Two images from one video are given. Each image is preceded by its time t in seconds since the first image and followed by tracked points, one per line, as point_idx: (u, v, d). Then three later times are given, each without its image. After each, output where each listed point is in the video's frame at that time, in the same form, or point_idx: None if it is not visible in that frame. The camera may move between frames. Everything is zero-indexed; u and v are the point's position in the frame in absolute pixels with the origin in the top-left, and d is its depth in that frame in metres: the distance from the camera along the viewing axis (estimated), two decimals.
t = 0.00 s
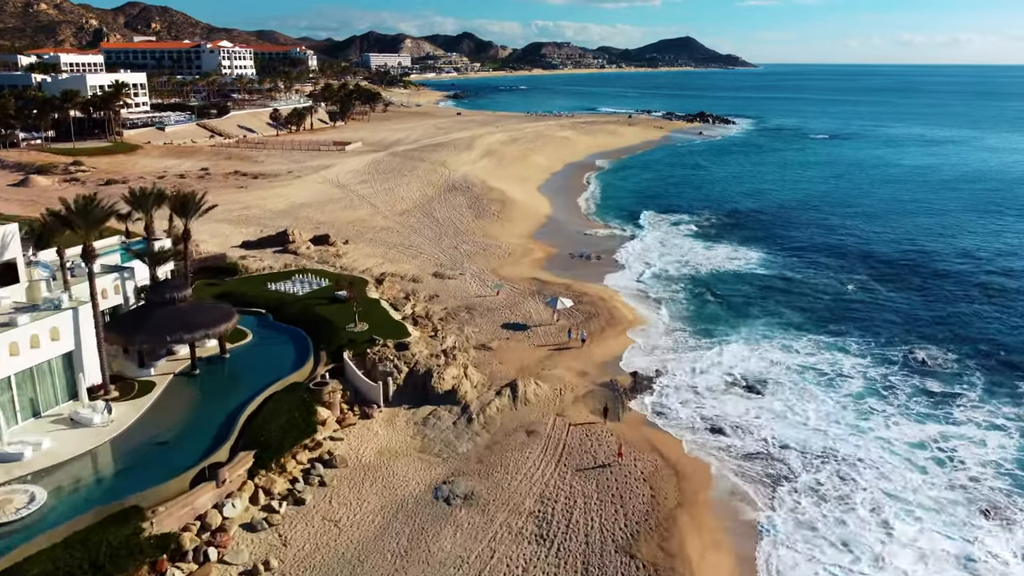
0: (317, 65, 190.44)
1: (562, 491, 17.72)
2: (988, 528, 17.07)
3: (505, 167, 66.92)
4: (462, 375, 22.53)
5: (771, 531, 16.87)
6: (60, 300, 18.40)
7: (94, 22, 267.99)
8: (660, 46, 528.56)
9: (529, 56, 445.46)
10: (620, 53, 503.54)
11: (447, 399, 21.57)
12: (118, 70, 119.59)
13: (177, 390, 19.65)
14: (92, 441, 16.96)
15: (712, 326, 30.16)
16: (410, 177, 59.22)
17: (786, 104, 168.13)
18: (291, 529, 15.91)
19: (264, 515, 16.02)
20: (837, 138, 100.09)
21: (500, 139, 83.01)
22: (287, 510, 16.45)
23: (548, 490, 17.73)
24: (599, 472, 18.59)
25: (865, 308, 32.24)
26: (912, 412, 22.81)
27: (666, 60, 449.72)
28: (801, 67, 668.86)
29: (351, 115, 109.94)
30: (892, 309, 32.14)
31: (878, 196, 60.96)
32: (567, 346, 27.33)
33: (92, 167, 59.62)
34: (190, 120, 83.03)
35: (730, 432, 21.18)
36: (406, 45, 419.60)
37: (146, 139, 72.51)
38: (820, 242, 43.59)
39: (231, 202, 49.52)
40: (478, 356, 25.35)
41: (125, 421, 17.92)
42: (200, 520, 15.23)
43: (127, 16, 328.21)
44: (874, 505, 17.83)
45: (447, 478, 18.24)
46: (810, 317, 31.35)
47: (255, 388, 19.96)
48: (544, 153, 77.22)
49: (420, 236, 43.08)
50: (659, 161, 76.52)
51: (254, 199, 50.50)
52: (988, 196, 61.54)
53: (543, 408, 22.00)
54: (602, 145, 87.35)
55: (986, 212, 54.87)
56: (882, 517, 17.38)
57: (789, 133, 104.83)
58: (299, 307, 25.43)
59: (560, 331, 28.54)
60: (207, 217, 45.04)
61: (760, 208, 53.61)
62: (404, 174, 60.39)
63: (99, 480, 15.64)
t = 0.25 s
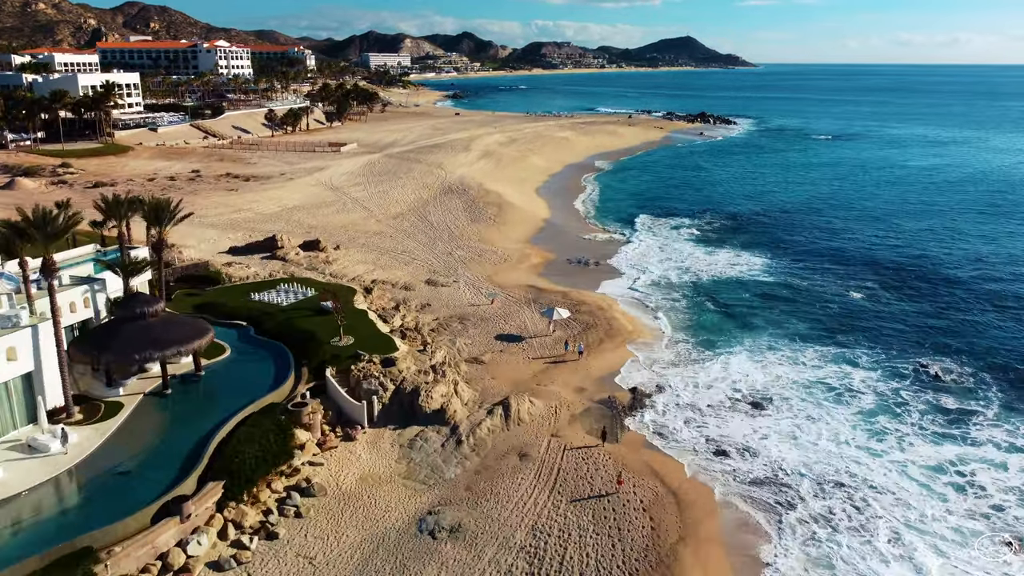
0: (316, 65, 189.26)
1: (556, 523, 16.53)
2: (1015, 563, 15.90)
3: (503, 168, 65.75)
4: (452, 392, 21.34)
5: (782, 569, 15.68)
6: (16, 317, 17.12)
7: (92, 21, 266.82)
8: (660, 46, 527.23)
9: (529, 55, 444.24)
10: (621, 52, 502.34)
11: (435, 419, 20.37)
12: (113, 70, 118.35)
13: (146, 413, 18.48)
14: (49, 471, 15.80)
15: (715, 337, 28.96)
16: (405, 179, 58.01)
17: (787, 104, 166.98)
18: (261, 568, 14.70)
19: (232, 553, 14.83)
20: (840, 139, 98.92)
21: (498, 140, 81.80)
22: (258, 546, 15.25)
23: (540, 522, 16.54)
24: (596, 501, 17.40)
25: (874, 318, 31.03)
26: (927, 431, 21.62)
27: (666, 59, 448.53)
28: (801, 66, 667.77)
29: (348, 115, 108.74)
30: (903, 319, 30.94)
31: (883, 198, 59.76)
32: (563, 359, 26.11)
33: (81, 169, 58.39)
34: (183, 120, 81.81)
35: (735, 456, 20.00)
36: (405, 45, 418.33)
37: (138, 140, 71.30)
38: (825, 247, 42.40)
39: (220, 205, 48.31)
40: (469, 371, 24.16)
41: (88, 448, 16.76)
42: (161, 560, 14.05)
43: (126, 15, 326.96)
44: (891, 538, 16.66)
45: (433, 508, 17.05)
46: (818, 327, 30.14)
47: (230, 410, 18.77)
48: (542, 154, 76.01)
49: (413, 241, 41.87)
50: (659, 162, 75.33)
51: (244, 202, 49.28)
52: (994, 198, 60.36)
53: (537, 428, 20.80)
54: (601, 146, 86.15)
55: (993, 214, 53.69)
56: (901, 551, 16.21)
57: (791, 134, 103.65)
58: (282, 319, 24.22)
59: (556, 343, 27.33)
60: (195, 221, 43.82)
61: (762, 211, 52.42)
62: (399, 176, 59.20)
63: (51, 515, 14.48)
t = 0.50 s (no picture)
0: (314, 66, 188.07)
1: (548, 559, 15.34)
2: None
3: (501, 170, 64.49)
4: (439, 413, 20.12)
5: None
6: None
7: (91, 21, 265.61)
8: (661, 46, 525.94)
9: (529, 55, 442.85)
10: (621, 52, 501.06)
11: (421, 442, 19.15)
12: (108, 70, 117.11)
13: (112, 437, 17.35)
14: None
15: (718, 349, 27.74)
16: (401, 181, 56.78)
17: (788, 105, 165.72)
18: None
19: None
20: (843, 139, 97.70)
21: (496, 141, 80.57)
22: None
23: (530, 559, 15.34)
24: (592, 535, 16.19)
25: (884, 329, 29.80)
26: (945, 453, 20.38)
27: (667, 59, 447.27)
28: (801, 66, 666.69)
29: (345, 115, 107.50)
30: (914, 330, 29.71)
31: (888, 201, 58.54)
32: (558, 373, 24.90)
33: (69, 171, 57.16)
34: (177, 121, 80.60)
35: (740, 481, 18.80)
36: (406, 45, 417.12)
37: (129, 142, 70.07)
38: (831, 252, 41.16)
39: (209, 208, 47.10)
40: (459, 388, 22.93)
41: (45, 478, 15.61)
42: None
43: (125, 15, 325.77)
44: None
45: (415, 542, 15.84)
46: (826, 339, 28.91)
47: (201, 434, 17.60)
48: (541, 155, 74.77)
49: (406, 246, 40.66)
50: (659, 164, 74.12)
51: (234, 205, 48.05)
52: (1001, 200, 59.12)
53: (530, 451, 19.60)
54: (601, 147, 84.94)
55: (1002, 217, 52.45)
56: None
57: (793, 135, 102.44)
58: (262, 333, 23.01)
59: (552, 356, 26.11)
60: (182, 226, 42.59)
61: (765, 214, 51.19)
62: (395, 179, 57.98)
63: None
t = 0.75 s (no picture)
0: (312, 65, 186.86)
1: None
2: None
3: (498, 172, 63.30)
4: (425, 435, 18.90)
5: None
6: None
7: (90, 20, 264.43)
8: (662, 45, 524.68)
9: (529, 55, 441.64)
10: (622, 52, 499.79)
11: (405, 468, 17.93)
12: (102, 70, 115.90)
13: (71, 466, 16.16)
14: None
15: (720, 361, 26.55)
16: (395, 183, 55.53)
17: (790, 104, 164.58)
18: None
19: None
20: (846, 139, 96.40)
21: (495, 142, 79.35)
22: None
23: None
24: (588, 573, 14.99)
25: (895, 340, 28.55)
26: (964, 478, 19.18)
27: (667, 59, 446.04)
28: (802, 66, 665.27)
29: (341, 116, 106.31)
30: (927, 341, 28.47)
31: (894, 203, 57.26)
32: (553, 389, 23.66)
33: (57, 173, 55.96)
34: (170, 121, 79.40)
35: (747, 510, 17.59)
36: (406, 44, 415.90)
37: (121, 143, 68.85)
38: (837, 257, 39.93)
39: (198, 212, 45.91)
40: (448, 406, 21.72)
41: None
42: None
43: (124, 14, 324.56)
44: None
45: None
46: (834, 351, 27.67)
47: (167, 462, 16.40)
48: (540, 156, 73.54)
49: (399, 251, 39.47)
50: (659, 165, 72.97)
51: (224, 209, 46.83)
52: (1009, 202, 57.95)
53: (522, 476, 18.38)
54: (600, 148, 83.76)
55: (1010, 219, 51.28)
56: None
57: (796, 135, 101.16)
58: (240, 348, 21.78)
59: (547, 370, 24.87)
60: (169, 231, 41.39)
61: (768, 217, 50.00)
62: (389, 181, 56.78)
63: None
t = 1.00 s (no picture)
0: (311, 65, 185.66)
1: None
2: None
3: (496, 173, 62.11)
4: (409, 459, 17.68)
5: None
6: None
7: (88, 19, 263.24)
8: (662, 44, 523.39)
9: (530, 54, 440.45)
10: (623, 51, 498.56)
11: (387, 497, 16.71)
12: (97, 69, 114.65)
13: (23, 498, 14.95)
14: None
15: (723, 374, 25.36)
16: (390, 186, 54.33)
17: (791, 104, 163.43)
18: None
19: None
20: (849, 140, 95.09)
21: (493, 143, 78.14)
22: None
23: None
24: None
25: (907, 352, 27.34)
26: (985, 507, 18.02)
27: (668, 58, 444.81)
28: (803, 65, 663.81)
29: (339, 116, 105.15)
30: (940, 353, 27.25)
31: (901, 206, 55.99)
32: (548, 406, 22.44)
33: (45, 174, 54.79)
34: (163, 122, 78.22)
35: (754, 544, 16.42)
36: (407, 43, 414.67)
37: (112, 144, 67.64)
38: (843, 263, 38.71)
39: (186, 215, 44.74)
40: (435, 426, 20.51)
41: None
42: None
43: (123, 14, 323.35)
44: None
45: None
46: (843, 364, 26.44)
47: (127, 494, 15.20)
48: (539, 157, 72.28)
49: (391, 256, 38.31)
50: (660, 167, 71.81)
51: (213, 213, 45.62)
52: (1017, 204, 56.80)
53: (513, 505, 17.17)
54: (600, 148, 82.60)
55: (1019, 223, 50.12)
56: None
57: (798, 136, 99.89)
58: (216, 365, 20.58)
59: (542, 385, 23.65)
60: (155, 235, 40.17)
61: (771, 221, 48.81)
62: (384, 182, 55.62)
63: None
